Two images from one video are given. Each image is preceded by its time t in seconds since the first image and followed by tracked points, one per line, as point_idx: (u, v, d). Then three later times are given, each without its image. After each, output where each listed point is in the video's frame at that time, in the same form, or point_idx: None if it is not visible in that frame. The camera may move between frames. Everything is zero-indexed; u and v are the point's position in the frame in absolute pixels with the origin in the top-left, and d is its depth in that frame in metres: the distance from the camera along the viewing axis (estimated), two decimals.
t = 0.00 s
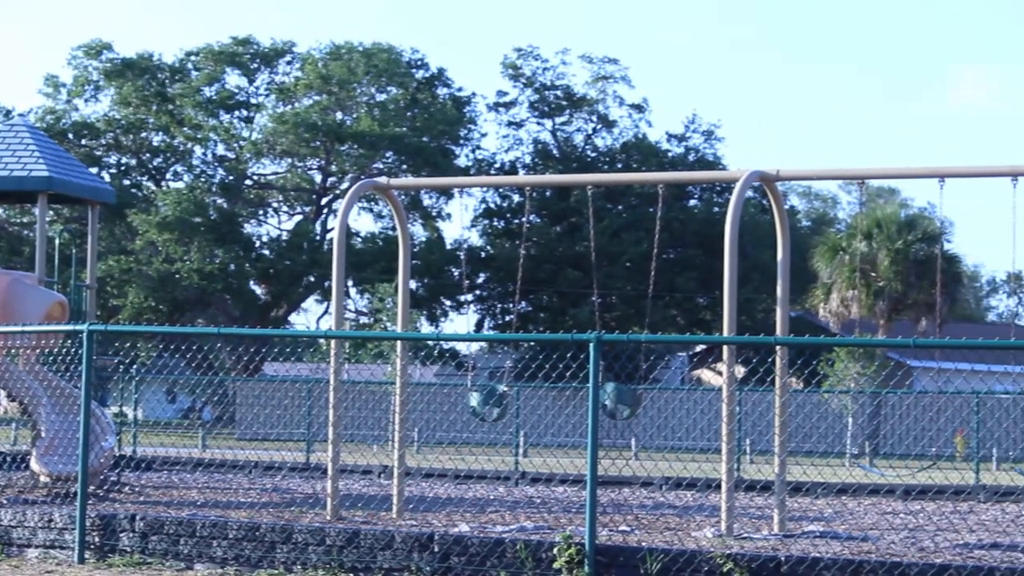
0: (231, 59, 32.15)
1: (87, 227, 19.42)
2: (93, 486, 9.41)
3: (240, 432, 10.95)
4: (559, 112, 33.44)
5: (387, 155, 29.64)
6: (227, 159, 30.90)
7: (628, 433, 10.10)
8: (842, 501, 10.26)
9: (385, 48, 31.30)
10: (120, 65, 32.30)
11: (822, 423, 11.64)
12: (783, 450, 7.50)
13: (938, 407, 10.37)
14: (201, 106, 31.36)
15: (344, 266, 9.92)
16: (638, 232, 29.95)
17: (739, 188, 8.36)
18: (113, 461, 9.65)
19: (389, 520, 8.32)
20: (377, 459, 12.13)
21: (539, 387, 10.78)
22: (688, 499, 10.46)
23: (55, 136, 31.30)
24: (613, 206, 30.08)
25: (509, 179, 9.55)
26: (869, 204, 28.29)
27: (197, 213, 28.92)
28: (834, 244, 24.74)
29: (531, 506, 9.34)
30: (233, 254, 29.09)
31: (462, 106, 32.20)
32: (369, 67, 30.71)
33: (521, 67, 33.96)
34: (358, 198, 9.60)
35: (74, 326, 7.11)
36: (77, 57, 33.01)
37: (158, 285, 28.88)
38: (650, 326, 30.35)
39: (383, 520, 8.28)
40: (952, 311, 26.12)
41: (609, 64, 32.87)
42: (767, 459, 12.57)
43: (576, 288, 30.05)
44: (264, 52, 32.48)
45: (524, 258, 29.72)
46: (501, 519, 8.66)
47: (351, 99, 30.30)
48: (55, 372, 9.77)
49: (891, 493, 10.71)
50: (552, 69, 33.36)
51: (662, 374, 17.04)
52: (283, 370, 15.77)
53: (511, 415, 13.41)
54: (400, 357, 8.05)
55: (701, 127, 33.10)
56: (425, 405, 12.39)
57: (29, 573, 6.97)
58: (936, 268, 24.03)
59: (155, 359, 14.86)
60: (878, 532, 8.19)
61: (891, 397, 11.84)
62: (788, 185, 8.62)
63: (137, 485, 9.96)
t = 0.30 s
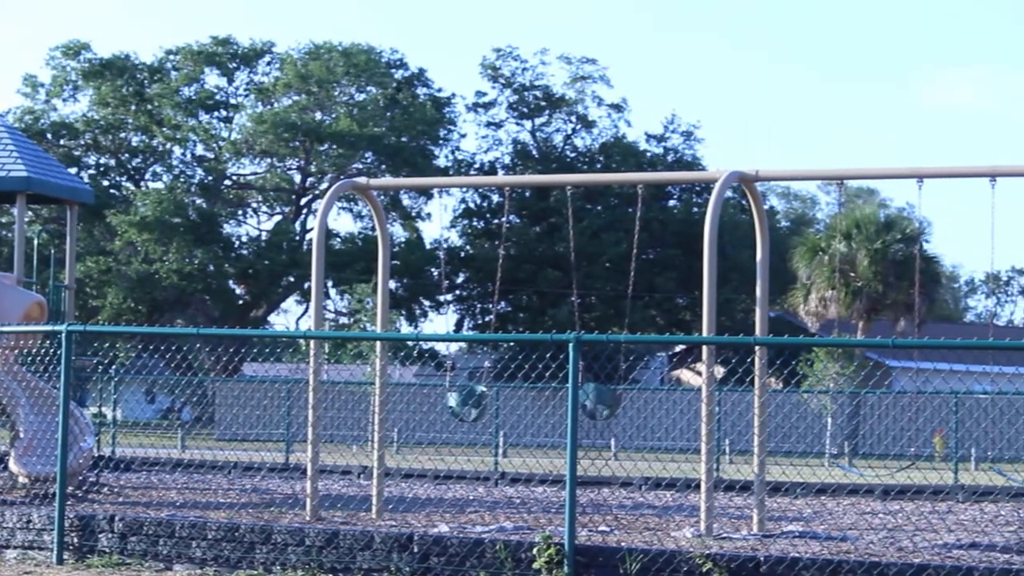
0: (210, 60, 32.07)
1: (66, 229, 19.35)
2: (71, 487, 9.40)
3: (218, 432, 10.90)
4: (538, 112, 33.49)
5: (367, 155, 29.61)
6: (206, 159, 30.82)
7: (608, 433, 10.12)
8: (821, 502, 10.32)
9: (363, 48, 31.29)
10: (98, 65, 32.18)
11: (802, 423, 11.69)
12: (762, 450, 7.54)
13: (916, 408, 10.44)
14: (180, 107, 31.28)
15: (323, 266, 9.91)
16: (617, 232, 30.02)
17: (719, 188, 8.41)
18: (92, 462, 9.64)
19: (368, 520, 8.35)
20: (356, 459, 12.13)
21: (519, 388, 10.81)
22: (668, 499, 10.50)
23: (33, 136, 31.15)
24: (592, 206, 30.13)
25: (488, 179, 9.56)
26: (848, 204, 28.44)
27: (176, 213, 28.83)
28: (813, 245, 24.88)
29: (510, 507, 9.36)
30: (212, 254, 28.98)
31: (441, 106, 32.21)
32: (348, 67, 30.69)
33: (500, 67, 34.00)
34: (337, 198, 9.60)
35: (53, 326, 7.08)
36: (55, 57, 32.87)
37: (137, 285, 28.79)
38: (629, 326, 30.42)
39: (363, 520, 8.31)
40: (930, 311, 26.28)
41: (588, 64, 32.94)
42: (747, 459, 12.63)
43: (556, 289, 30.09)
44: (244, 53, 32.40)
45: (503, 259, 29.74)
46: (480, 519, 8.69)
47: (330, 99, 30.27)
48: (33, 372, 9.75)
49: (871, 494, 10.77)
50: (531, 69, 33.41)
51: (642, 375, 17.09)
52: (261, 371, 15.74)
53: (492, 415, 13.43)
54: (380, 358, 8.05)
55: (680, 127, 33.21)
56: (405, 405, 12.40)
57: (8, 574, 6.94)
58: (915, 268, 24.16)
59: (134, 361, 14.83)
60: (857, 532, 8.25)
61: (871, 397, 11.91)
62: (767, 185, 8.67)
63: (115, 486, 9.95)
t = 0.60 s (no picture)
0: (192, 60, 31.98)
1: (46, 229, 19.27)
2: (51, 488, 9.39)
3: (199, 432, 10.95)
4: (520, 112, 33.52)
5: (348, 155, 29.55)
6: (187, 159, 30.72)
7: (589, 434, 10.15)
8: (802, 502, 10.38)
9: (345, 48, 31.26)
10: (79, 66, 32.06)
11: (783, 423, 11.75)
12: (743, 450, 7.58)
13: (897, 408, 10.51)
14: (160, 107, 31.20)
15: (304, 266, 9.90)
16: (599, 232, 30.07)
17: (700, 188, 8.43)
18: (72, 463, 9.63)
19: (349, 521, 8.37)
20: (337, 460, 12.13)
21: (500, 388, 10.84)
22: (649, 500, 10.54)
23: (13, 136, 31.01)
24: (573, 206, 30.17)
25: (469, 179, 9.57)
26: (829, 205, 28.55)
27: (157, 214, 28.74)
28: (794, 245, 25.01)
29: (491, 507, 9.39)
30: (193, 254, 28.89)
31: (422, 107, 32.21)
32: (330, 67, 30.64)
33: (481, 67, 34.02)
34: (318, 198, 9.60)
35: (33, 327, 7.05)
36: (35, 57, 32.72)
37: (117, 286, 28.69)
38: (611, 326, 30.47)
39: (344, 521, 8.32)
40: (911, 311, 26.41)
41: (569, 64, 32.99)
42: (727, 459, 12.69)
43: (537, 289, 30.12)
44: (225, 53, 32.32)
45: (484, 259, 29.76)
46: (460, 520, 8.72)
47: (311, 99, 30.22)
48: (12, 373, 9.73)
49: (852, 494, 10.83)
50: (512, 70, 33.44)
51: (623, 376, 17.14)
52: (242, 371, 15.72)
53: (473, 416, 13.45)
54: (360, 359, 8.05)
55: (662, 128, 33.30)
56: (386, 406, 12.40)
57: None
58: (895, 268, 24.28)
59: (114, 361, 14.79)
60: (837, 533, 8.30)
61: (851, 397, 11.97)
62: (747, 186, 8.70)
63: (96, 487, 9.92)
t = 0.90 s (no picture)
0: (174, 60, 31.89)
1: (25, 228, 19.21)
2: (31, 489, 9.40)
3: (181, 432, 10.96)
4: (501, 113, 33.57)
5: (329, 156, 29.49)
6: (168, 160, 30.63)
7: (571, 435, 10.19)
8: (783, 502, 10.44)
9: (326, 49, 31.25)
10: (59, 66, 31.93)
11: (764, 423, 11.81)
12: (724, 451, 7.62)
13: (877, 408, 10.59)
14: (142, 108, 31.14)
15: (285, 267, 9.91)
16: (581, 232, 30.15)
17: (681, 188, 8.48)
18: (53, 464, 9.64)
19: (330, 521, 8.40)
20: (319, 460, 12.14)
21: (481, 389, 10.88)
22: (630, 500, 10.57)
23: None
24: (555, 206, 30.22)
25: (450, 180, 9.58)
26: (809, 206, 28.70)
27: (138, 214, 28.67)
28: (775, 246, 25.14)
29: (472, 508, 9.43)
30: (174, 254, 28.83)
31: (404, 107, 32.25)
32: (311, 68, 30.62)
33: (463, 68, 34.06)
34: (298, 199, 9.62)
35: (14, 327, 7.02)
36: (15, 57, 32.58)
37: (99, 286, 28.58)
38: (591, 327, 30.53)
39: (325, 522, 8.35)
40: (891, 312, 26.57)
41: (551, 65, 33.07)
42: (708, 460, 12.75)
43: (518, 289, 30.15)
44: (207, 54, 32.26)
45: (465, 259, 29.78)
46: (440, 520, 8.76)
47: (293, 100, 30.19)
48: None
49: (833, 494, 10.90)
50: (493, 70, 33.48)
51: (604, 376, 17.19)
52: (223, 372, 15.70)
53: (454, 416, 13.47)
54: (342, 359, 8.06)
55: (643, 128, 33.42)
56: (367, 406, 12.41)
57: None
58: (876, 269, 24.38)
59: (95, 362, 14.75)
60: (818, 532, 8.36)
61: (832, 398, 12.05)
62: (728, 186, 8.75)
63: (77, 488, 9.90)
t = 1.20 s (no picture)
0: (152, 61, 31.79)
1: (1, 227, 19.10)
2: (9, 490, 9.39)
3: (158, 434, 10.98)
4: (479, 113, 33.60)
5: (308, 156, 29.42)
6: (146, 160, 30.52)
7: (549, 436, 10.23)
8: (761, 502, 10.51)
9: (305, 49, 31.22)
10: (36, 66, 31.77)
11: (741, 424, 11.87)
12: (702, 451, 7.66)
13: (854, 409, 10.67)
14: (120, 107, 31.03)
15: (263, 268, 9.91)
16: (559, 232, 30.22)
17: (659, 189, 8.52)
18: (30, 465, 9.62)
19: (309, 522, 8.43)
20: (297, 461, 12.15)
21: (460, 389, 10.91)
22: (608, 500, 10.63)
23: None
24: (534, 207, 30.30)
25: (429, 180, 9.60)
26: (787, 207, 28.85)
27: (116, 214, 28.57)
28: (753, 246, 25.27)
29: (451, 508, 9.47)
30: (152, 254, 28.73)
31: (383, 107, 32.28)
32: (290, 68, 30.57)
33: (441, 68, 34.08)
34: (277, 200, 9.62)
35: None
36: None
37: (77, 287, 28.46)
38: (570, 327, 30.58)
39: (304, 522, 8.38)
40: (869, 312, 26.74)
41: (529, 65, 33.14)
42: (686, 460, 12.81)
43: (497, 289, 30.18)
44: (185, 54, 32.18)
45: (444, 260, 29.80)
46: (419, 520, 8.79)
47: (272, 100, 30.14)
48: None
49: (810, 494, 10.98)
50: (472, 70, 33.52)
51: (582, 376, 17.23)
52: (202, 372, 15.68)
53: (432, 417, 13.49)
54: (321, 360, 8.07)
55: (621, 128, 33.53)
56: (345, 407, 12.42)
57: None
58: (854, 269, 24.59)
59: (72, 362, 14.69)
60: (795, 533, 8.42)
61: (809, 398, 12.13)
62: (706, 187, 8.80)
63: (54, 489, 9.89)
